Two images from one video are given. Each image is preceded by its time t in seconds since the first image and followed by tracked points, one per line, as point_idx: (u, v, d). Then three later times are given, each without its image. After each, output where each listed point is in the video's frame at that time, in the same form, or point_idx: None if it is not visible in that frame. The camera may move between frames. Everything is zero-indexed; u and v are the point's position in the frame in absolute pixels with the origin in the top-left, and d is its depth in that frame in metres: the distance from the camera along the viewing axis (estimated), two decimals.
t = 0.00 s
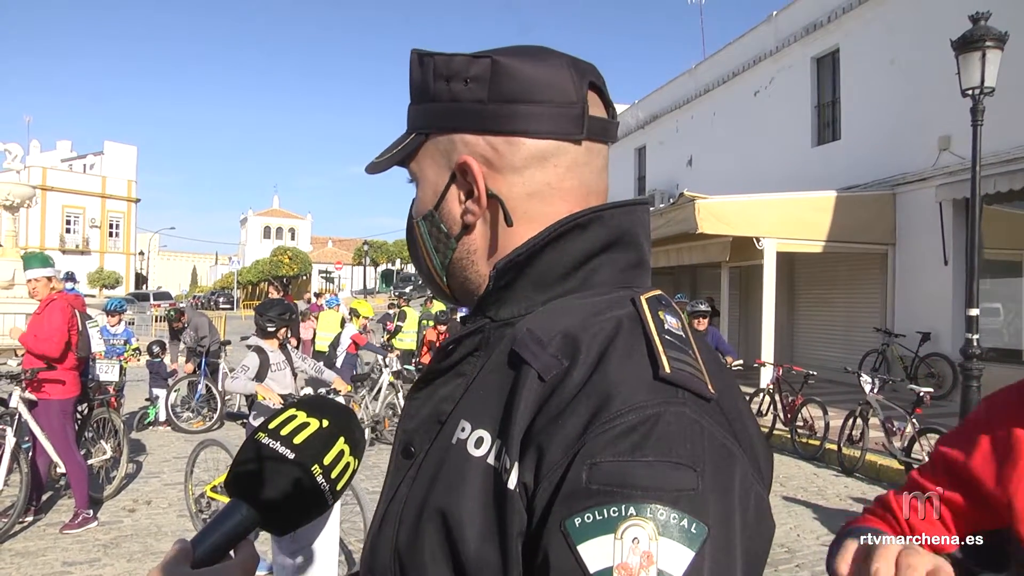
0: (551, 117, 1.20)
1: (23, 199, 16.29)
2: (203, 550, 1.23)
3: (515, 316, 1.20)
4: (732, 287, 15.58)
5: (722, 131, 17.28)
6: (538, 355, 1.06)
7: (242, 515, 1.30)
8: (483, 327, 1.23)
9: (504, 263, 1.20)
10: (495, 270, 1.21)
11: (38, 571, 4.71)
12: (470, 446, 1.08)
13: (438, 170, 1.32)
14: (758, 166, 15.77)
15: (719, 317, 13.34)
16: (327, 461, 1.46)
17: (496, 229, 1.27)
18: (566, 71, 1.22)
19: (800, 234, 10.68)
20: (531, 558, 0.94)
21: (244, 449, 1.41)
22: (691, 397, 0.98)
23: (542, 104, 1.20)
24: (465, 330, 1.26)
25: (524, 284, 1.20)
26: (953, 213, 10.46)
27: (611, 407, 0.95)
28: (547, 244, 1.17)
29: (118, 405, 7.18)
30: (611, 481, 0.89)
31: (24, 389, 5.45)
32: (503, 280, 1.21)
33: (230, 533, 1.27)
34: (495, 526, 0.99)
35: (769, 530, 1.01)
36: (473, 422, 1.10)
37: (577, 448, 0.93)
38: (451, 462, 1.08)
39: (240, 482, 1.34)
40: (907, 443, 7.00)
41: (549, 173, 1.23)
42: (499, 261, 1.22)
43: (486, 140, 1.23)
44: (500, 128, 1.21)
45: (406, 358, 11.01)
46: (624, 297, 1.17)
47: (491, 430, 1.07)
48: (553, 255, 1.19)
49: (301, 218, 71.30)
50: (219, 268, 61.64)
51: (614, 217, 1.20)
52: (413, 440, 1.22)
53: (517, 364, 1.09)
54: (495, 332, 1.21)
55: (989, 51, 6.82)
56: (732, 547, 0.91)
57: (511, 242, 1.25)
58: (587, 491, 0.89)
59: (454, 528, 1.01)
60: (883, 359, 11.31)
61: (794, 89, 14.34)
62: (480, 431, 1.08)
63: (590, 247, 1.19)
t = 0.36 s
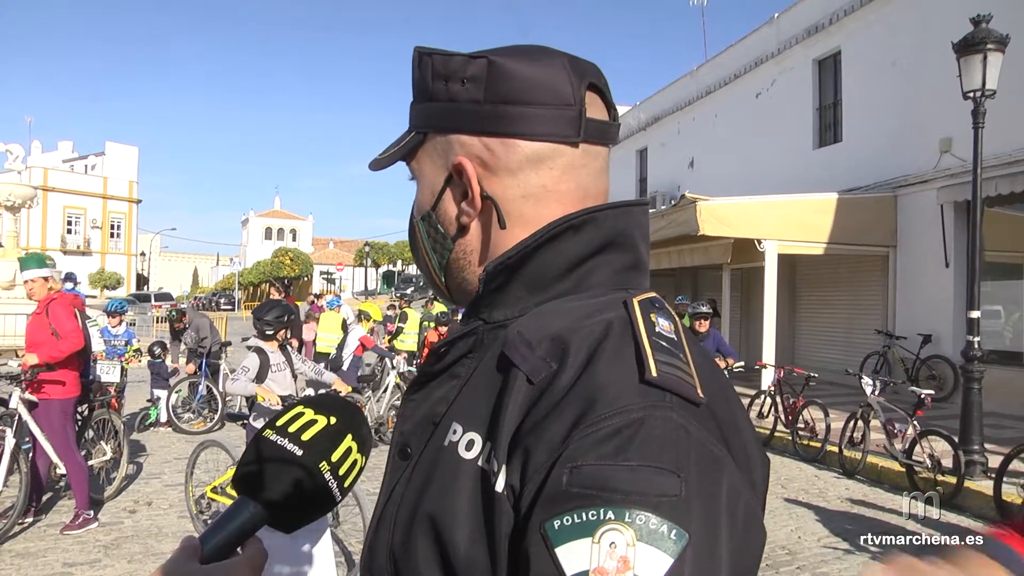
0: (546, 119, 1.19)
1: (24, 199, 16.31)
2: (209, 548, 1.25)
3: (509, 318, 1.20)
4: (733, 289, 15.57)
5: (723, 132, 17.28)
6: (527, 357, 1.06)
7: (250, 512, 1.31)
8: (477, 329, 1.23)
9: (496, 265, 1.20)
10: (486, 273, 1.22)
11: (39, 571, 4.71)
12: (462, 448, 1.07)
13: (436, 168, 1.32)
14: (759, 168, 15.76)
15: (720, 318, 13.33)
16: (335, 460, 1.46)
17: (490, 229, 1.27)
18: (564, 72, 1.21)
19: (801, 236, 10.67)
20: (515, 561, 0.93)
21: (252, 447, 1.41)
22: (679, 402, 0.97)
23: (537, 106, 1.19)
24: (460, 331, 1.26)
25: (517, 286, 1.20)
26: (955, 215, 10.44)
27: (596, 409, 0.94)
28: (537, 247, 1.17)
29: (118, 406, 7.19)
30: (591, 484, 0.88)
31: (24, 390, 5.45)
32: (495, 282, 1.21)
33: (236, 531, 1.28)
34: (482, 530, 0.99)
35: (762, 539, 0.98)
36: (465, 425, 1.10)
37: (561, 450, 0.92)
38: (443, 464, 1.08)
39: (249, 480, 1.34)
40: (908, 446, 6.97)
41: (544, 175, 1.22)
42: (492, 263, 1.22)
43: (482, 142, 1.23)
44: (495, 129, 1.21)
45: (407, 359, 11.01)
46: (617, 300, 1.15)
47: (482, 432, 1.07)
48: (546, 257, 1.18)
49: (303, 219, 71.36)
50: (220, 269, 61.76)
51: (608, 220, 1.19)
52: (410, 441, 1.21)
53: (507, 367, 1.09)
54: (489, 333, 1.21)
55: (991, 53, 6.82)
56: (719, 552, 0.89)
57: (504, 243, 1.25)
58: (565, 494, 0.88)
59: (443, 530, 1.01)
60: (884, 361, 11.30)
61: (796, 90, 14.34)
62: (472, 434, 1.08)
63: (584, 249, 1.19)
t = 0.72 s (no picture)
0: (535, 118, 1.19)
1: (24, 202, 16.28)
2: (196, 547, 1.20)
3: (499, 319, 1.20)
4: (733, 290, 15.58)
5: (723, 134, 17.29)
6: (511, 360, 1.06)
7: (237, 509, 1.29)
8: (468, 331, 1.23)
9: (482, 266, 1.21)
10: (474, 272, 1.23)
11: (38, 573, 4.71)
12: (448, 448, 1.08)
13: (437, 165, 1.34)
14: (758, 170, 15.76)
15: (719, 320, 13.34)
16: (321, 452, 1.49)
17: (481, 225, 1.28)
18: (556, 72, 1.20)
19: (800, 237, 10.69)
20: (494, 562, 0.93)
21: (238, 444, 1.42)
22: (658, 407, 0.97)
23: (526, 105, 1.19)
24: (451, 332, 1.27)
25: (506, 287, 1.21)
26: (954, 216, 10.44)
27: (574, 413, 0.94)
28: (523, 247, 1.17)
29: (117, 408, 7.19)
30: (564, 489, 0.87)
31: (22, 393, 5.45)
32: (483, 282, 1.22)
33: (228, 524, 1.27)
34: (463, 531, 0.99)
35: (746, 550, 0.96)
36: (452, 426, 1.10)
37: (538, 454, 0.93)
38: (429, 464, 1.09)
39: (242, 474, 1.33)
40: (907, 447, 6.97)
41: (533, 175, 1.22)
42: (481, 262, 1.23)
43: (474, 140, 1.24)
44: (486, 128, 1.22)
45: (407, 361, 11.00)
46: (606, 303, 1.14)
47: (467, 433, 1.07)
48: (533, 258, 1.18)
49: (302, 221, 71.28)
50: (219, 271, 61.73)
51: (599, 221, 1.18)
52: (407, 441, 1.22)
53: (493, 369, 1.10)
54: (481, 335, 1.21)
55: (990, 54, 6.82)
56: (697, 560, 0.88)
57: (494, 241, 1.26)
58: (538, 497, 0.88)
59: (428, 530, 1.02)
60: (883, 362, 11.30)
61: (795, 92, 14.34)
62: (458, 435, 1.08)
63: (573, 251, 1.18)
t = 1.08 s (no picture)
0: (538, 119, 1.19)
1: (24, 202, 16.28)
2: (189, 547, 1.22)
3: (504, 320, 1.21)
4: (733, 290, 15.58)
5: (723, 134, 17.30)
6: (512, 362, 1.07)
7: (232, 509, 1.30)
8: (473, 332, 1.24)
9: (486, 268, 1.22)
10: (478, 274, 1.24)
11: (38, 573, 4.71)
12: (449, 449, 1.08)
13: (444, 167, 1.35)
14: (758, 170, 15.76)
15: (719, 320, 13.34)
16: (316, 452, 1.48)
17: (488, 224, 1.28)
18: (560, 70, 1.20)
19: (800, 237, 10.70)
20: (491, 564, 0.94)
21: (232, 443, 1.42)
22: (657, 412, 0.96)
23: (531, 106, 1.19)
24: (457, 333, 1.27)
25: (511, 288, 1.21)
26: (954, 216, 10.44)
27: (571, 417, 0.94)
28: (528, 248, 1.18)
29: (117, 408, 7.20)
30: (561, 493, 0.88)
31: (21, 393, 5.44)
32: (487, 284, 1.23)
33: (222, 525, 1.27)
34: (462, 532, 1.00)
35: (744, 553, 0.96)
36: (454, 427, 1.11)
37: (535, 457, 0.93)
38: (430, 464, 1.10)
39: (241, 473, 1.33)
40: (907, 447, 6.96)
41: (537, 175, 1.22)
42: (487, 264, 1.24)
43: (480, 141, 1.25)
44: (491, 129, 1.23)
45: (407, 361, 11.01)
46: (610, 305, 1.14)
47: (468, 434, 1.08)
48: (537, 260, 1.18)
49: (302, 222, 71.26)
50: (219, 271, 61.75)
51: (604, 223, 1.17)
52: (412, 441, 1.23)
53: (494, 372, 1.10)
54: (486, 336, 1.21)
55: (990, 54, 6.83)
56: (692, 564, 0.87)
57: (499, 241, 1.27)
58: (535, 501, 0.89)
59: (428, 530, 1.02)
60: (883, 362, 11.31)
61: (795, 92, 14.34)
62: (459, 436, 1.09)
63: (578, 253, 1.18)
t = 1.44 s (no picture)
0: (550, 120, 1.19)
1: (24, 201, 16.26)
2: (196, 536, 1.21)
3: (517, 319, 1.20)
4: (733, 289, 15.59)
5: (723, 132, 17.28)
6: (527, 360, 1.07)
7: (236, 500, 1.31)
8: (487, 330, 1.24)
9: (501, 267, 1.22)
10: (492, 273, 1.24)
11: (40, 572, 4.71)
12: (464, 448, 1.08)
13: (460, 163, 1.36)
14: (758, 168, 15.76)
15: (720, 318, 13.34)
16: (318, 443, 1.50)
17: (501, 222, 1.29)
18: (574, 70, 1.19)
19: (800, 236, 10.70)
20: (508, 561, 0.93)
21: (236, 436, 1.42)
22: (674, 411, 0.96)
23: (543, 106, 1.19)
24: (469, 331, 1.27)
25: (524, 286, 1.21)
26: (954, 214, 10.44)
27: (588, 415, 0.94)
28: (541, 248, 1.17)
29: (118, 407, 7.20)
30: (579, 491, 0.87)
31: (22, 391, 5.45)
32: (502, 283, 1.23)
33: (226, 517, 1.27)
34: (477, 529, 1.00)
35: (758, 551, 0.96)
36: (469, 425, 1.11)
37: (553, 455, 0.92)
38: (444, 462, 1.09)
39: (249, 471, 1.34)
40: (907, 445, 6.95)
41: (549, 174, 1.22)
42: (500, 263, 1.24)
43: (494, 139, 1.25)
44: (504, 128, 1.23)
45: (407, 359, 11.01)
46: (623, 305, 1.14)
47: (483, 432, 1.08)
48: (551, 260, 1.18)
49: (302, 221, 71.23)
50: (219, 270, 61.77)
51: (618, 222, 1.17)
52: (423, 438, 1.23)
53: (508, 371, 1.10)
54: (499, 334, 1.21)
55: (990, 52, 6.81)
56: (711, 561, 0.87)
57: (512, 238, 1.27)
58: (554, 499, 0.88)
59: (442, 526, 1.02)
60: (884, 360, 11.30)
61: (795, 90, 14.33)
62: (474, 434, 1.08)
63: (591, 252, 1.18)
